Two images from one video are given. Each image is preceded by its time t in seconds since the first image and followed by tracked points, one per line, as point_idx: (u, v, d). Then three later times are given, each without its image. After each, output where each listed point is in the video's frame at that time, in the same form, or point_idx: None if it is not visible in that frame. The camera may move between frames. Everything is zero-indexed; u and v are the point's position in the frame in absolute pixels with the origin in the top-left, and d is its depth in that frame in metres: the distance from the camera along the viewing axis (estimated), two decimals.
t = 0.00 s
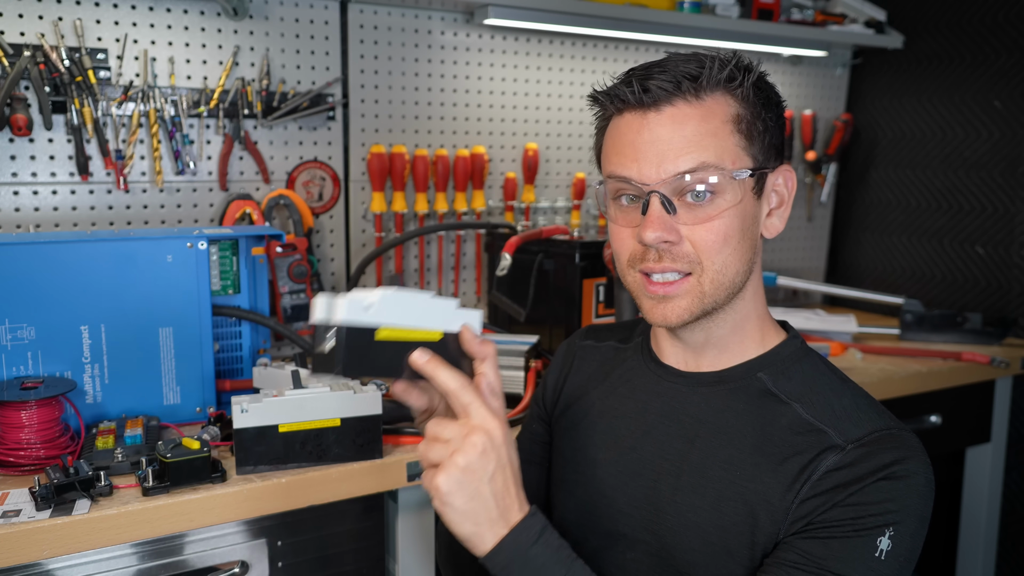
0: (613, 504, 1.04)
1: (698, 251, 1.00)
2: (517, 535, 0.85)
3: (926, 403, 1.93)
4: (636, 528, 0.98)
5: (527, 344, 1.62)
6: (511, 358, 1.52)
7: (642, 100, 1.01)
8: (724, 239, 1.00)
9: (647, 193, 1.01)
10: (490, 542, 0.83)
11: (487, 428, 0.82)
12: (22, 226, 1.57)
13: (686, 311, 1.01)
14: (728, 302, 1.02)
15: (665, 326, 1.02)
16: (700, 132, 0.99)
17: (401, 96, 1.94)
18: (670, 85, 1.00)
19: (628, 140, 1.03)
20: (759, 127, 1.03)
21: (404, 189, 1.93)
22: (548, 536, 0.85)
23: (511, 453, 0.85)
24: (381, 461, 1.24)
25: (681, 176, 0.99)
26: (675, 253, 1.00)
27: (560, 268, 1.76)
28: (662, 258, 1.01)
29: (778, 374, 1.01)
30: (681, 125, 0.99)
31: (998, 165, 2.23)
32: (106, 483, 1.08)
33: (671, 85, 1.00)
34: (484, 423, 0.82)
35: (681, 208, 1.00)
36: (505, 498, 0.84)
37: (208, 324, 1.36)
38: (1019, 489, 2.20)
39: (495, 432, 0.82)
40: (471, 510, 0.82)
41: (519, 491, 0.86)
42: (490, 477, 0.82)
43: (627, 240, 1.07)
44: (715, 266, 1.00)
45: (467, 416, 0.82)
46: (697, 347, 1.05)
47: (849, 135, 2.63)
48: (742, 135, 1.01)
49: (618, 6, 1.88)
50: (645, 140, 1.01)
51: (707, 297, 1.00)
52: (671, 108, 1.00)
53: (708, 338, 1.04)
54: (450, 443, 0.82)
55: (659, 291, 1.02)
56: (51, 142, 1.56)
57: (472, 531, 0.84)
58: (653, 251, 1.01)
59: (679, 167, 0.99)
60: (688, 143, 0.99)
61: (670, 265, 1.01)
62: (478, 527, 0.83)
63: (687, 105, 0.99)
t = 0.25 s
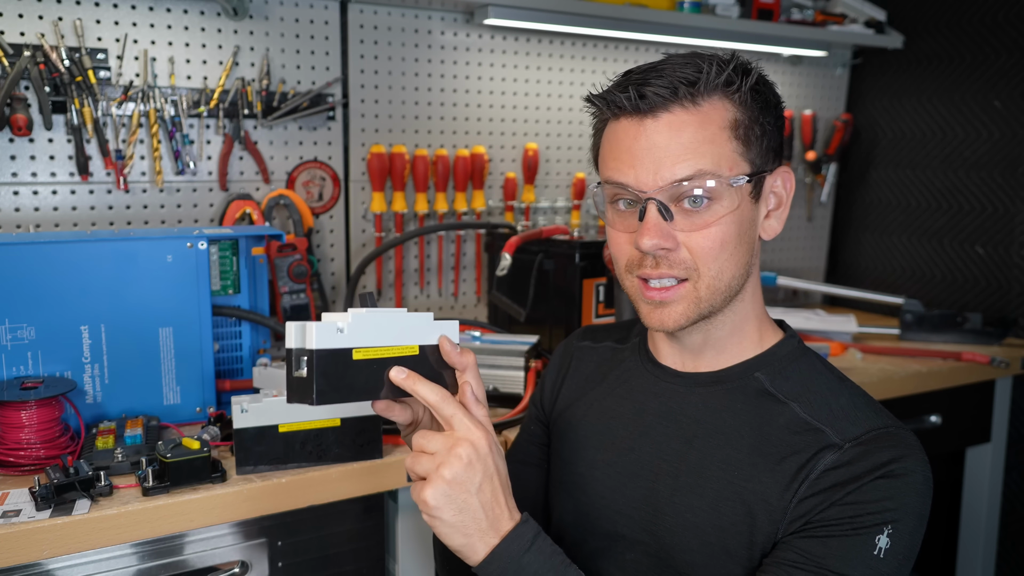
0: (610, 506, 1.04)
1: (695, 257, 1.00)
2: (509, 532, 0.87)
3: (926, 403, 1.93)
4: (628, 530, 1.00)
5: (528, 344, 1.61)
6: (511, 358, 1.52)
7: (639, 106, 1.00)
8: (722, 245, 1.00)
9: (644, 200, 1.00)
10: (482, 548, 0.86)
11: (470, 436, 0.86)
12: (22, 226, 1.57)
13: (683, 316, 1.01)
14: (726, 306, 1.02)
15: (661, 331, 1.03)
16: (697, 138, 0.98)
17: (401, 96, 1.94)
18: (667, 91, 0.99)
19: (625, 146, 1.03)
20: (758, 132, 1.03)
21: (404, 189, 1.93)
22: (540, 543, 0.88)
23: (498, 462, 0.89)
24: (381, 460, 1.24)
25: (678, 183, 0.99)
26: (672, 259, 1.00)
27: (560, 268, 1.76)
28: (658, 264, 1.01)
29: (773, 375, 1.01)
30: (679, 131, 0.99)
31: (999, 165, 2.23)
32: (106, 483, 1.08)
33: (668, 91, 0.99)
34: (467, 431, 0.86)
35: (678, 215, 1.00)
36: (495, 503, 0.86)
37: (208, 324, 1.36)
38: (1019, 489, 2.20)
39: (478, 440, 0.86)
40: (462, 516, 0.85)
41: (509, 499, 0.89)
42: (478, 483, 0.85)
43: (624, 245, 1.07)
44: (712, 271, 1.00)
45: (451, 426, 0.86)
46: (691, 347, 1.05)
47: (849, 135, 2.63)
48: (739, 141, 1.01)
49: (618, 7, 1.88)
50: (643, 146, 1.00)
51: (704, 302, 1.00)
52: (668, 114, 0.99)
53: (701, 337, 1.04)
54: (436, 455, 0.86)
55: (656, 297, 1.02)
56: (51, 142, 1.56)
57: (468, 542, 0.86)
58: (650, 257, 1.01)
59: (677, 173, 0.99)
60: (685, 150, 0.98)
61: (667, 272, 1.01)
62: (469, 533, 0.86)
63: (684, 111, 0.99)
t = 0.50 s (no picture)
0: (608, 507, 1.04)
1: (676, 262, 0.99)
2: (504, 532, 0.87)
3: (926, 403, 1.93)
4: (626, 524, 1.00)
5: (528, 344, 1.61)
6: (511, 358, 1.52)
7: (626, 111, 1.01)
8: (707, 251, 0.99)
9: (628, 203, 1.00)
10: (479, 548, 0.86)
11: (467, 436, 0.86)
12: (22, 226, 1.57)
13: (665, 319, 1.01)
14: (711, 311, 1.01)
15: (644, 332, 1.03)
16: (683, 145, 0.97)
17: (401, 96, 1.94)
18: (655, 97, 0.99)
19: (615, 148, 1.03)
20: (750, 140, 1.01)
21: (404, 189, 1.93)
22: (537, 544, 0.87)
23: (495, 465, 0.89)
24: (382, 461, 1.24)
25: (662, 189, 0.98)
26: (652, 264, 1.00)
27: (560, 268, 1.76)
28: (640, 268, 1.01)
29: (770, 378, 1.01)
30: (665, 137, 0.98)
31: (999, 165, 2.23)
32: (107, 482, 1.08)
33: (657, 96, 0.99)
34: (464, 432, 0.86)
35: (661, 220, 0.99)
36: (491, 506, 0.87)
37: (208, 324, 1.36)
38: (1019, 489, 2.20)
39: (475, 441, 0.86)
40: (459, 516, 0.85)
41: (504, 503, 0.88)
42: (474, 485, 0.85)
43: (613, 245, 1.07)
44: (694, 277, 0.99)
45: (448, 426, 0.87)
46: (689, 347, 1.06)
47: (849, 135, 2.63)
48: (728, 150, 0.99)
49: (618, 7, 1.88)
50: (630, 150, 1.00)
51: (687, 307, 1.00)
52: (653, 121, 0.98)
53: (701, 337, 1.04)
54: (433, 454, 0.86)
55: (639, 298, 1.02)
56: (51, 142, 1.56)
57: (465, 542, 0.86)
58: (632, 260, 1.01)
59: (660, 179, 0.98)
60: (670, 156, 0.97)
61: (648, 275, 1.00)
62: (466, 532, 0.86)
63: (671, 117, 0.98)
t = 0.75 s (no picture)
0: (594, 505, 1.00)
1: (636, 262, 1.01)
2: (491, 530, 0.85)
3: (926, 403, 1.93)
4: (588, 539, 0.98)
5: (527, 344, 1.60)
6: (511, 358, 1.51)
7: (622, 106, 1.05)
8: (664, 258, 1.01)
9: (602, 194, 1.04)
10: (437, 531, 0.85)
11: (425, 443, 0.79)
12: (22, 226, 1.57)
13: (609, 317, 1.03)
14: (655, 324, 1.02)
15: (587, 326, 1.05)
16: (662, 148, 1.01)
17: (401, 96, 1.94)
18: (653, 96, 1.03)
19: (606, 142, 1.07)
20: (733, 162, 1.02)
21: (404, 189, 1.93)
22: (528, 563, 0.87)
23: (455, 456, 0.83)
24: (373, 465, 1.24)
25: (635, 185, 1.01)
26: (612, 258, 1.03)
27: (560, 268, 1.76)
28: (598, 259, 1.04)
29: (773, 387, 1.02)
30: (651, 136, 1.01)
31: (999, 165, 2.23)
32: (106, 482, 1.08)
33: (654, 96, 1.03)
34: (423, 438, 0.79)
35: (629, 218, 1.02)
36: (453, 499, 0.84)
37: (208, 323, 1.36)
38: (1019, 489, 2.19)
39: (433, 450, 0.80)
40: (417, 503, 0.85)
41: (474, 482, 0.86)
42: (429, 486, 0.82)
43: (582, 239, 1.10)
44: (651, 281, 1.01)
45: (403, 435, 0.78)
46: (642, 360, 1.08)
47: (849, 135, 2.63)
48: (707, 164, 1.01)
49: (618, 7, 1.88)
50: (615, 147, 1.04)
51: (634, 311, 1.02)
52: (646, 119, 1.02)
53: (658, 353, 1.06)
54: (385, 455, 0.80)
55: (591, 292, 1.05)
56: (51, 142, 1.56)
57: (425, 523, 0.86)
58: (592, 250, 1.05)
59: (635, 176, 1.01)
60: (648, 157, 1.01)
61: (607, 269, 1.04)
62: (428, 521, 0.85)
63: (662, 119, 1.02)
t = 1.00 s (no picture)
0: (596, 500, 0.99)
1: (662, 256, 1.02)
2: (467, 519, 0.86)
3: (926, 403, 1.93)
4: (590, 530, 0.97)
5: (526, 342, 1.61)
6: (510, 358, 1.51)
7: (651, 99, 1.05)
8: (688, 253, 1.03)
9: (630, 187, 1.03)
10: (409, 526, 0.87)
11: (388, 435, 0.78)
12: (22, 226, 1.57)
13: (636, 313, 1.02)
14: (677, 318, 1.03)
15: (612, 323, 1.04)
16: (693, 143, 1.02)
17: (401, 96, 1.94)
18: (682, 93, 1.04)
19: (627, 133, 1.06)
20: (752, 160, 1.08)
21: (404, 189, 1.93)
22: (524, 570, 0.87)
23: (422, 449, 0.81)
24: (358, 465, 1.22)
25: (664, 180, 1.02)
26: (639, 254, 1.02)
27: (560, 268, 1.75)
28: (626, 252, 1.02)
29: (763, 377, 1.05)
30: (681, 131, 1.03)
31: (999, 165, 2.23)
32: (106, 482, 1.09)
33: (683, 93, 1.04)
34: (386, 429, 0.77)
35: (657, 212, 1.02)
36: (422, 492, 0.85)
37: (208, 323, 1.36)
38: (1019, 489, 2.19)
39: (395, 443, 0.78)
40: (384, 492, 0.85)
41: (443, 473, 0.85)
42: (393, 478, 0.83)
43: (598, 231, 1.09)
44: (675, 276, 1.02)
45: (363, 427, 0.76)
46: (644, 353, 1.07)
47: (849, 135, 2.63)
48: (734, 160, 1.05)
49: (618, 7, 1.88)
50: (642, 139, 1.04)
51: (660, 306, 1.02)
52: (676, 113, 1.03)
53: (662, 350, 1.05)
54: (346, 442, 0.80)
55: (615, 286, 1.03)
56: (51, 142, 1.56)
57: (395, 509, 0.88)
58: (621, 244, 1.03)
59: (666, 170, 1.02)
60: (679, 151, 1.02)
61: (631, 267, 1.02)
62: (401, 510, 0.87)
63: (691, 115, 1.03)
